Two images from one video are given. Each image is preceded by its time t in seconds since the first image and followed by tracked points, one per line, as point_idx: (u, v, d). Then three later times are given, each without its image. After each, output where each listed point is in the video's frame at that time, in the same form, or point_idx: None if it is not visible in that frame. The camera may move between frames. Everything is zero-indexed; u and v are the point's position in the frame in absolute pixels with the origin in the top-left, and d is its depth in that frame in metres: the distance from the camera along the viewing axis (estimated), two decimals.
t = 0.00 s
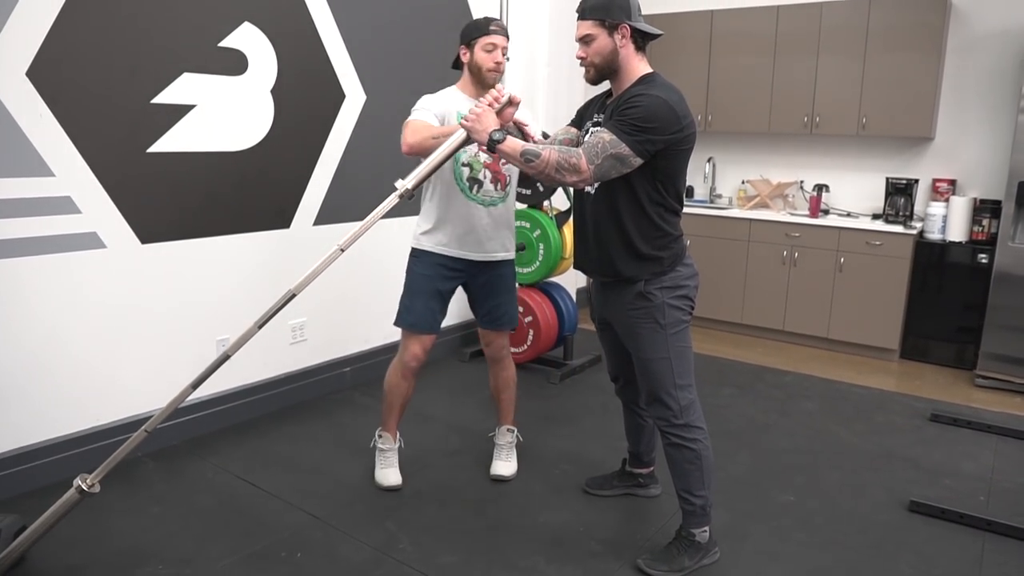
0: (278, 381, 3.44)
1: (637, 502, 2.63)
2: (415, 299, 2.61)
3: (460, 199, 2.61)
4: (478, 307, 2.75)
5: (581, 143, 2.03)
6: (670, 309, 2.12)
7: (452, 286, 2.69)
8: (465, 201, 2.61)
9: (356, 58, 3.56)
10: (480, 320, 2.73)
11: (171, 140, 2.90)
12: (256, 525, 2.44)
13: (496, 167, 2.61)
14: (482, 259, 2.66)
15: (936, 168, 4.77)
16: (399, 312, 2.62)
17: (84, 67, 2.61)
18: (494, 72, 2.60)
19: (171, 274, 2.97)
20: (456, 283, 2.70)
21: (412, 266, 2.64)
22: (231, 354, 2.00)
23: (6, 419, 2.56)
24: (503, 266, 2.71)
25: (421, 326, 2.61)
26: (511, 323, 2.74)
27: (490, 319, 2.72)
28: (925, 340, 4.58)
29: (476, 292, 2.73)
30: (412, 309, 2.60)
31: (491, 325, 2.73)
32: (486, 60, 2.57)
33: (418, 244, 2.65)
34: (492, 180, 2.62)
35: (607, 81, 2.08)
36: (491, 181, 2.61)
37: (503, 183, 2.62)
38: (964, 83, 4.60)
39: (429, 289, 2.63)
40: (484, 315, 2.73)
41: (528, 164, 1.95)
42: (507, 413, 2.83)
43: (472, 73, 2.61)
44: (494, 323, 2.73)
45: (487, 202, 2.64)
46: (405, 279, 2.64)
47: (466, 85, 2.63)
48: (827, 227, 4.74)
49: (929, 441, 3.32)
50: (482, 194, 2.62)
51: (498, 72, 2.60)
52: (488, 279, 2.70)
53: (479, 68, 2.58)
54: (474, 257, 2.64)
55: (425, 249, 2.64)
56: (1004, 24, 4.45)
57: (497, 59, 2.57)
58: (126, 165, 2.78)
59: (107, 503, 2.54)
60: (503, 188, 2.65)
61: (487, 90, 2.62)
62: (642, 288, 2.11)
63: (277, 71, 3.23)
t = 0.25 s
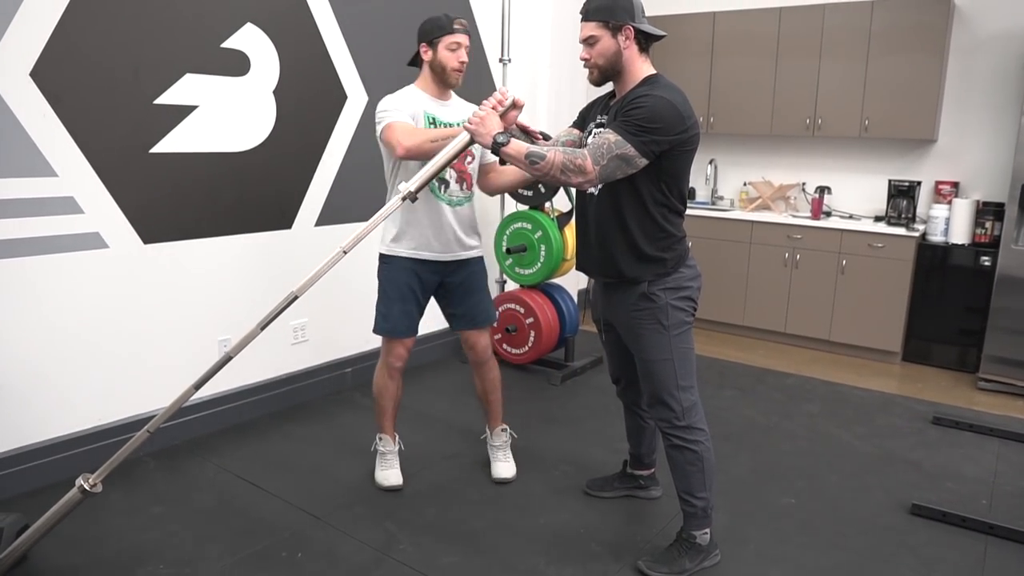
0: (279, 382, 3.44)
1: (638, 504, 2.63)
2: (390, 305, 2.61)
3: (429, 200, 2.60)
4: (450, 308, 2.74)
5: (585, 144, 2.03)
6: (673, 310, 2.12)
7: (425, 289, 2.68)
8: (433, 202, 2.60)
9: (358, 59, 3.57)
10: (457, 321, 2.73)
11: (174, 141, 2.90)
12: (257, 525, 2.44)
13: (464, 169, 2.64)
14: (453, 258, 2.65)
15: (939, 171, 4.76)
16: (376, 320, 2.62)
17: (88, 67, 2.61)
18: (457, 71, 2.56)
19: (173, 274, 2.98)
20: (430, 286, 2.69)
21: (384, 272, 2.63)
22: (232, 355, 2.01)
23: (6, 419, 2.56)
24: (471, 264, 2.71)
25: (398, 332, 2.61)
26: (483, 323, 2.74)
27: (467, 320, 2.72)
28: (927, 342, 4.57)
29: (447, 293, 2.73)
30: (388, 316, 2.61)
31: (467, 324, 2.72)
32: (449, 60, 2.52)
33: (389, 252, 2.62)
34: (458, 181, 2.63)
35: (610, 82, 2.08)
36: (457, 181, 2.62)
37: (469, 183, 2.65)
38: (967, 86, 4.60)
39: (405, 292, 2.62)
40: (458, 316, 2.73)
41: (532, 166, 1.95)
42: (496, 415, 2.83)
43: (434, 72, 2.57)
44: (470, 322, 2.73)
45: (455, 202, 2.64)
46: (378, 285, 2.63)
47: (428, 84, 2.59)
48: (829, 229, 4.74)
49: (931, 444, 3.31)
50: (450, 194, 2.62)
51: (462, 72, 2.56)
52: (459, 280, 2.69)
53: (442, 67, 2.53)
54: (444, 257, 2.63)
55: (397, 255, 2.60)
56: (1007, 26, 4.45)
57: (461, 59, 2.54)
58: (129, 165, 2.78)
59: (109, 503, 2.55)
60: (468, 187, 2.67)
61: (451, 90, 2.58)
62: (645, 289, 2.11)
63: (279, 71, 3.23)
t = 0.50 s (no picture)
0: (282, 383, 3.44)
1: (641, 506, 2.62)
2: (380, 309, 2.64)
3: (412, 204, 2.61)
4: (434, 307, 2.78)
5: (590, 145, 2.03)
6: (678, 312, 2.12)
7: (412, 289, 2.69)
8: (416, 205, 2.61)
9: (362, 60, 3.57)
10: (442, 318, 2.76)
11: (179, 141, 2.91)
12: (260, 526, 2.44)
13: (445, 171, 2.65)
14: (440, 257, 2.68)
15: (943, 174, 4.75)
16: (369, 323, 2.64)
17: (93, 69, 2.62)
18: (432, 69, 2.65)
19: (178, 274, 2.98)
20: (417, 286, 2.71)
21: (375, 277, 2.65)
22: (236, 356, 2.02)
23: (9, 419, 2.57)
24: (456, 260, 2.75)
25: (394, 332, 2.64)
26: (470, 317, 2.79)
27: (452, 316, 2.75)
28: (931, 345, 4.56)
29: (433, 291, 2.76)
30: (382, 318, 2.64)
31: (451, 320, 2.76)
32: (425, 58, 2.61)
33: (379, 262, 2.63)
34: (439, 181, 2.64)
35: (615, 83, 2.08)
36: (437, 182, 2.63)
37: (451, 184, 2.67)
38: (971, 88, 4.59)
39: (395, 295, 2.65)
40: (445, 312, 2.75)
41: (536, 168, 1.95)
42: (476, 412, 2.86)
43: (410, 72, 2.65)
44: (455, 318, 2.76)
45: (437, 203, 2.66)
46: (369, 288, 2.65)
47: (403, 84, 2.67)
48: (833, 231, 4.73)
49: (935, 447, 3.30)
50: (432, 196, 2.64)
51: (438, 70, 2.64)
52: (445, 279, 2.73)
53: (418, 66, 2.61)
54: (430, 257, 2.66)
55: (389, 263, 2.62)
56: (1012, 29, 4.44)
57: (436, 58, 2.62)
58: (134, 166, 2.79)
59: (112, 503, 2.55)
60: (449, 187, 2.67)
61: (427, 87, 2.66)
62: (649, 291, 2.11)
63: (284, 73, 3.24)
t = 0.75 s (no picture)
0: (286, 385, 3.44)
1: (645, 509, 2.62)
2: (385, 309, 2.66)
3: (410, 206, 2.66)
4: (430, 307, 2.86)
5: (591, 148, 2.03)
6: (680, 316, 2.11)
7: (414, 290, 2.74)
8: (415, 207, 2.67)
9: (366, 63, 3.57)
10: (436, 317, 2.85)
11: (182, 144, 2.91)
12: (263, 529, 2.44)
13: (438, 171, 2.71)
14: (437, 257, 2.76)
15: (947, 176, 4.74)
16: (372, 325, 2.67)
17: (97, 72, 2.63)
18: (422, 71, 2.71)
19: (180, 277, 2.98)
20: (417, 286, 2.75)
21: (376, 278, 2.67)
22: (240, 358, 2.04)
23: (13, 422, 2.57)
24: (450, 260, 2.83)
25: (397, 332, 2.68)
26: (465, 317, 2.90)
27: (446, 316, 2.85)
28: (936, 347, 4.55)
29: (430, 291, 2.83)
30: (385, 319, 2.66)
31: (445, 319, 2.86)
32: (415, 61, 2.67)
33: (380, 264, 2.66)
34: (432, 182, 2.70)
35: (618, 86, 2.08)
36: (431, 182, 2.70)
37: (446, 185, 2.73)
38: (976, 89, 4.58)
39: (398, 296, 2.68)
40: (441, 312, 2.85)
41: (537, 171, 1.95)
42: (433, 391, 3.14)
43: (400, 75, 2.71)
44: (449, 317, 2.86)
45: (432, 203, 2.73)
46: (371, 289, 2.67)
47: (395, 87, 2.74)
48: (837, 234, 4.72)
49: (940, 450, 3.29)
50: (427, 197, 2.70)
51: (427, 72, 2.70)
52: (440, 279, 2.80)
53: (408, 68, 2.67)
54: (429, 257, 2.73)
55: (390, 265, 2.66)
56: (1016, 30, 4.43)
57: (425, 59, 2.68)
58: (137, 169, 2.80)
59: (115, 506, 2.55)
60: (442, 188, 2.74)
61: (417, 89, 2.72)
62: (652, 294, 2.10)
63: (287, 76, 3.24)
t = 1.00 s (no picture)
0: (286, 385, 3.44)
1: (646, 508, 2.61)
2: (390, 303, 2.65)
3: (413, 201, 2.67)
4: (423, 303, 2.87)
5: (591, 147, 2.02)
6: (681, 315, 2.11)
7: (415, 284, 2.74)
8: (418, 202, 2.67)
9: (366, 62, 3.57)
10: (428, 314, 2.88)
11: (182, 143, 2.91)
12: (264, 529, 2.44)
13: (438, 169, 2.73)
14: (437, 254, 2.77)
15: (948, 174, 4.74)
16: (377, 318, 2.65)
17: (96, 71, 2.62)
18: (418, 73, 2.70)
19: (180, 277, 2.98)
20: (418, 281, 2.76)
21: (380, 272, 2.66)
22: (240, 358, 2.04)
23: (12, 423, 2.57)
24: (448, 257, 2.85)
25: (403, 326, 2.66)
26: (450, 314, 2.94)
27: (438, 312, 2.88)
28: (936, 346, 4.55)
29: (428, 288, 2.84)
30: (390, 313, 2.65)
31: (438, 316, 2.89)
32: (408, 63, 2.67)
33: (383, 259, 2.66)
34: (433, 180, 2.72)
35: (618, 85, 2.08)
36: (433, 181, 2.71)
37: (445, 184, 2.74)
38: (976, 88, 4.58)
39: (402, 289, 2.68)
40: (431, 308, 2.87)
41: (537, 169, 1.95)
42: (420, 390, 3.17)
43: (398, 78, 2.72)
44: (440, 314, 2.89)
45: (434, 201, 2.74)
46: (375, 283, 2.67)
47: (396, 91, 2.75)
48: (837, 233, 4.72)
49: (941, 449, 3.28)
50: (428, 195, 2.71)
51: (422, 73, 2.70)
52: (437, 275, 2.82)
53: (402, 71, 2.68)
54: (431, 253, 2.74)
55: (393, 260, 2.66)
56: (1016, 28, 4.42)
57: (418, 61, 2.67)
58: (137, 168, 2.79)
59: (115, 506, 2.55)
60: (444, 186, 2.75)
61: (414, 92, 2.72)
62: (652, 293, 2.10)
63: (287, 75, 3.24)
